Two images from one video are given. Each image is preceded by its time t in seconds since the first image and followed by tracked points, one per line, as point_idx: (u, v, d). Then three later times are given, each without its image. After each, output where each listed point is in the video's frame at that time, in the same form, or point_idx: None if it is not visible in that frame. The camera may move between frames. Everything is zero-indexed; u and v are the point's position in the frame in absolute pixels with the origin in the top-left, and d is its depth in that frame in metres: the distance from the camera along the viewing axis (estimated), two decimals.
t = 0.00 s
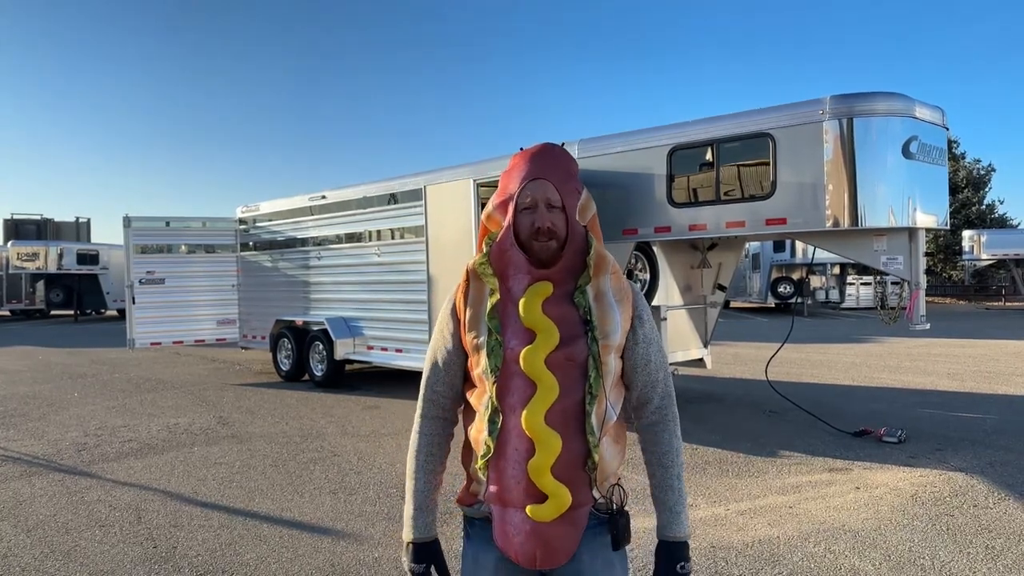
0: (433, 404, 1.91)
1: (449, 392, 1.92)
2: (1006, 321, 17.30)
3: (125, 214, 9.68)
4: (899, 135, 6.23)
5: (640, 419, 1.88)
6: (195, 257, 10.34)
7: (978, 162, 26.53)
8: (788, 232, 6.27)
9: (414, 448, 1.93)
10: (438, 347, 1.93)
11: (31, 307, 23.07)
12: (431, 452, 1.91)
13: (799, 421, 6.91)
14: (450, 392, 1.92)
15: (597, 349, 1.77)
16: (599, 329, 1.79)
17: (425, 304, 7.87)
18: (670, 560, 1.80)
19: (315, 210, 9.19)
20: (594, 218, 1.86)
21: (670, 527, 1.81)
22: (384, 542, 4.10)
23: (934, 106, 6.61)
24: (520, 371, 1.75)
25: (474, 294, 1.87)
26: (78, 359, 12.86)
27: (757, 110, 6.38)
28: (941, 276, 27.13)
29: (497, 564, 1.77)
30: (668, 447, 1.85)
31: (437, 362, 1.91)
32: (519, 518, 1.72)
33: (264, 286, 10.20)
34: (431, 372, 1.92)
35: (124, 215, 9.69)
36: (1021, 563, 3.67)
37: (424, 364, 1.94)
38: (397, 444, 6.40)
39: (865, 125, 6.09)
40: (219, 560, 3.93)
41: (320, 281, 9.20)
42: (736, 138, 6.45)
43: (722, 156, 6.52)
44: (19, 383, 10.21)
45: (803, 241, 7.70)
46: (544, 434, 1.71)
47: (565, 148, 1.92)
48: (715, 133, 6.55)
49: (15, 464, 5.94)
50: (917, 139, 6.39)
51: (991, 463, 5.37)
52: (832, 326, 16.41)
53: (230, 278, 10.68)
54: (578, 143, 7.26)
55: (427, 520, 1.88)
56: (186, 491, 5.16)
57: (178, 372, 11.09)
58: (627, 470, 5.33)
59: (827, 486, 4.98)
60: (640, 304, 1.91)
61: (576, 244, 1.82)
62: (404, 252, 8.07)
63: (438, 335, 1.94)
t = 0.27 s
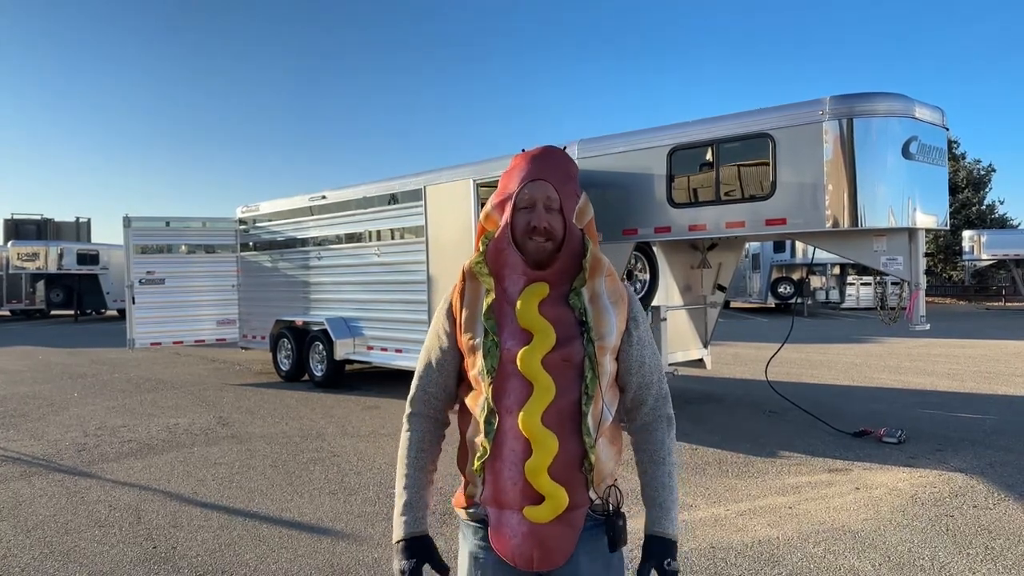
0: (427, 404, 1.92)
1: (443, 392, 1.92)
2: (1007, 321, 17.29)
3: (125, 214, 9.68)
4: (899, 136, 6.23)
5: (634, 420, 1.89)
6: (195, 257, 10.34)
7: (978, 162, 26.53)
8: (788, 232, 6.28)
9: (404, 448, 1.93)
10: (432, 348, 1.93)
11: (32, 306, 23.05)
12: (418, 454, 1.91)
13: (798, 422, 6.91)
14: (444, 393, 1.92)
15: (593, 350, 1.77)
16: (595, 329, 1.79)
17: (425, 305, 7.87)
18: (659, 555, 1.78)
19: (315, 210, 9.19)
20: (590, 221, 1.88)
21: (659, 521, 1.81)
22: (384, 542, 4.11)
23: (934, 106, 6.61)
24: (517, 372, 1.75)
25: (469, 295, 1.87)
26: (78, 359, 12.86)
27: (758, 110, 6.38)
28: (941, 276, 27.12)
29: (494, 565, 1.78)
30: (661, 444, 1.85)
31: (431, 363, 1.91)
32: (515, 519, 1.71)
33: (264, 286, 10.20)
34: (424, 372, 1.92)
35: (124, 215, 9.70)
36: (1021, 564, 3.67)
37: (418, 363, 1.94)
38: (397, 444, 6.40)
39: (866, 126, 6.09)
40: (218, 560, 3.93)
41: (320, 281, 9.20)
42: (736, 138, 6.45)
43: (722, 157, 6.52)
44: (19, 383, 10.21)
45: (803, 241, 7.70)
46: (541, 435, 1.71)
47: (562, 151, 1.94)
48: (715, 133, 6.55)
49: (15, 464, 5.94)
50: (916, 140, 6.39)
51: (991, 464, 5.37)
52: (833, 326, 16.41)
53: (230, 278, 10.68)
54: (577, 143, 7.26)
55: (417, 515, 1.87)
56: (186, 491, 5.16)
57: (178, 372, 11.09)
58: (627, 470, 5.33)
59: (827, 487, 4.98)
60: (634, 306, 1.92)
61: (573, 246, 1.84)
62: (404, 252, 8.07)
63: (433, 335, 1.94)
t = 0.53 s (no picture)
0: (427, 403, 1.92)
1: (442, 393, 1.93)
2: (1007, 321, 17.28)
3: (126, 214, 9.69)
4: (899, 135, 6.23)
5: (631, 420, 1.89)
6: (195, 257, 10.34)
7: (979, 162, 26.53)
8: (788, 232, 6.27)
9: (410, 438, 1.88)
10: (431, 349, 1.94)
11: (32, 306, 23.05)
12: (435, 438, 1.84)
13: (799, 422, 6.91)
14: (444, 393, 1.93)
15: (591, 350, 1.78)
16: (592, 330, 1.80)
17: (425, 304, 7.87)
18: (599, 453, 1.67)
19: (315, 210, 9.19)
20: (588, 225, 1.88)
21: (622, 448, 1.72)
22: (385, 542, 4.10)
23: (935, 106, 6.60)
24: (516, 373, 1.75)
25: (467, 296, 1.87)
26: (78, 359, 12.86)
27: (758, 110, 6.37)
28: (942, 276, 27.11)
29: (493, 565, 1.77)
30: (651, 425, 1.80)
31: (430, 365, 1.92)
32: (514, 520, 1.70)
33: (264, 286, 10.20)
34: (423, 371, 1.93)
35: (124, 215, 9.70)
36: (1022, 564, 3.66)
37: (416, 364, 1.96)
38: (397, 444, 6.40)
39: (866, 126, 6.09)
40: (219, 560, 3.93)
41: (320, 281, 9.20)
42: (736, 138, 6.45)
43: (722, 157, 6.51)
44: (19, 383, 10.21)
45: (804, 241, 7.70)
46: (541, 434, 1.70)
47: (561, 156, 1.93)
48: (715, 133, 6.54)
49: (16, 464, 5.94)
50: (917, 140, 6.38)
51: (991, 464, 5.37)
52: (833, 326, 16.41)
53: (230, 278, 10.68)
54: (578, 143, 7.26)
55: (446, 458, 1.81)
56: (186, 491, 5.16)
57: (178, 372, 11.08)
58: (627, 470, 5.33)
59: (827, 487, 4.98)
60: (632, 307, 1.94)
61: (572, 251, 1.83)
62: (405, 252, 8.06)
63: (432, 337, 1.95)
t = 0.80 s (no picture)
0: (425, 402, 1.92)
1: (441, 390, 1.93)
2: (1007, 321, 17.28)
3: (126, 214, 9.68)
4: (899, 135, 6.23)
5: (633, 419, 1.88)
6: (195, 257, 10.34)
7: (978, 162, 26.54)
8: (788, 232, 6.27)
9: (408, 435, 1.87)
10: (430, 347, 1.95)
11: (32, 306, 23.05)
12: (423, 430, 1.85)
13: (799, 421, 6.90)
14: (444, 390, 1.93)
15: (591, 349, 1.77)
16: (592, 328, 1.79)
17: (425, 304, 7.87)
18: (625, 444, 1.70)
19: (315, 210, 9.19)
20: (587, 221, 1.88)
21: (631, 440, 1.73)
22: (385, 542, 4.10)
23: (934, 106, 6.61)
24: (514, 371, 1.75)
25: (467, 293, 1.87)
26: (78, 359, 12.85)
27: (758, 110, 6.37)
28: (942, 276, 27.11)
29: (492, 564, 1.76)
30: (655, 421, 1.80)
31: (428, 363, 1.93)
32: (514, 519, 1.71)
33: (264, 286, 10.20)
34: (423, 371, 1.94)
35: (124, 215, 9.69)
36: (1022, 563, 3.66)
37: (416, 364, 1.96)
38: (397, 443, 6.40)
39: (866, 125, 6.09)
40: (219, 559, 3.93)
41: (320, 281, 9.20)
42: (736, 138, 6.45)
43: (722, 157, 6.51)
44: (19, 383, 10.20)
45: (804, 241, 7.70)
46: (539, 433, 1.71)
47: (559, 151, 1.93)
48: (715, 133, 6.54)
49: (15, 464, 5.93)
50: (917, 139, 6.39)
51: (991, 463, 5.37)
52: (833, 326, 16.41)
53: (230, 278, 10.68)
54: (578, 143, 7.26)
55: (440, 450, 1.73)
56: (186, 490, 5.15)
57: (178, 372, 11.07)
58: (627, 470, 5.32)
59: (827, 486, 4.98)
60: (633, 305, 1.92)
61: (570, 246, 1.83)
62: (404, 251, 8.06)
63: (431, 336, 1.96)
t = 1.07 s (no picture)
0: (429, 401, 1.93)
1: (444, 390, 1.94)
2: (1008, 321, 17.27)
3: (126, 214, 9.68)
4: (899, 135, 6.23)
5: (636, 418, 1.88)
6: (195, 257, 10.34)
7: (978, 162, 26.54)
8: (788, 231, 6.27)
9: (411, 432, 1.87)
10: (433, 347, 1.95)
11: (32, 306, 23.06)
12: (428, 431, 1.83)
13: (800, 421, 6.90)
14: (447, 390, 1.94)
15: (593, 347, 1.77)
16: (595, 327, 1.79)
17: (425, 304, 7.87)
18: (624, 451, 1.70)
19: (315, 210, 9.19)
20: (590, 218, 1.88)
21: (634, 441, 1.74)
22: (385, 541, 4.10)
23: (934, 105, 6.60)
24: (517, 369, 1.75)
25: (470, 292, 1.88)
26: (78, 359, 12.84)
27: (757, 110, 6.37)
28: (942, 276, 27.09)
29: (495, 564, 1.76)
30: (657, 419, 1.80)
31: (432, 363, 1.93)
32: (516, 518, 1.71)
33: (264, 286, 10.20)
34: (427, 370, 1.94)
35: (124, 215, 9.69)
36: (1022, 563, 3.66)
37: (419, 364, 1.97)
38: (397, 443, 6.40)
39: (866, 125, 6.09)
40: (219, 559, 3.93)
41: (320, 281, 9.20)
42: (736, 138, 6.45)
43: (722, 156, 6.51)
44: (19, 383, 10.20)
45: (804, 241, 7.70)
46: (541, 431, 1.71)
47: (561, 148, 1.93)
48: (715, 133, 6.54)
49: (16, 464, 5.93)
50: (917, 139, 6.38)
51: (992, 463, 5.37)
52: (833, 326, 16.40)
53: (230, 278, 10.68)
54: (578, 142, 7.26)
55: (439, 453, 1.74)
56: (186, 490, 5.15)
57: (178, 372, 11.07)
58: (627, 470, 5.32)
59: (827, 486, 4.97)
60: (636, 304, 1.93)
61: (572, 243, 1.83)
62: (405, 251, 8.06)
63: (434, 336, 1.96)
